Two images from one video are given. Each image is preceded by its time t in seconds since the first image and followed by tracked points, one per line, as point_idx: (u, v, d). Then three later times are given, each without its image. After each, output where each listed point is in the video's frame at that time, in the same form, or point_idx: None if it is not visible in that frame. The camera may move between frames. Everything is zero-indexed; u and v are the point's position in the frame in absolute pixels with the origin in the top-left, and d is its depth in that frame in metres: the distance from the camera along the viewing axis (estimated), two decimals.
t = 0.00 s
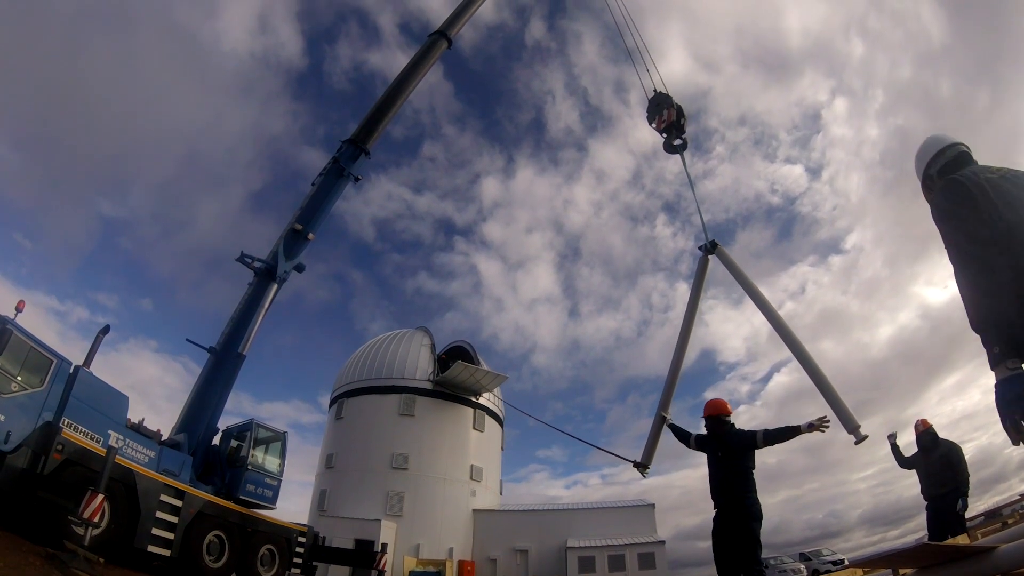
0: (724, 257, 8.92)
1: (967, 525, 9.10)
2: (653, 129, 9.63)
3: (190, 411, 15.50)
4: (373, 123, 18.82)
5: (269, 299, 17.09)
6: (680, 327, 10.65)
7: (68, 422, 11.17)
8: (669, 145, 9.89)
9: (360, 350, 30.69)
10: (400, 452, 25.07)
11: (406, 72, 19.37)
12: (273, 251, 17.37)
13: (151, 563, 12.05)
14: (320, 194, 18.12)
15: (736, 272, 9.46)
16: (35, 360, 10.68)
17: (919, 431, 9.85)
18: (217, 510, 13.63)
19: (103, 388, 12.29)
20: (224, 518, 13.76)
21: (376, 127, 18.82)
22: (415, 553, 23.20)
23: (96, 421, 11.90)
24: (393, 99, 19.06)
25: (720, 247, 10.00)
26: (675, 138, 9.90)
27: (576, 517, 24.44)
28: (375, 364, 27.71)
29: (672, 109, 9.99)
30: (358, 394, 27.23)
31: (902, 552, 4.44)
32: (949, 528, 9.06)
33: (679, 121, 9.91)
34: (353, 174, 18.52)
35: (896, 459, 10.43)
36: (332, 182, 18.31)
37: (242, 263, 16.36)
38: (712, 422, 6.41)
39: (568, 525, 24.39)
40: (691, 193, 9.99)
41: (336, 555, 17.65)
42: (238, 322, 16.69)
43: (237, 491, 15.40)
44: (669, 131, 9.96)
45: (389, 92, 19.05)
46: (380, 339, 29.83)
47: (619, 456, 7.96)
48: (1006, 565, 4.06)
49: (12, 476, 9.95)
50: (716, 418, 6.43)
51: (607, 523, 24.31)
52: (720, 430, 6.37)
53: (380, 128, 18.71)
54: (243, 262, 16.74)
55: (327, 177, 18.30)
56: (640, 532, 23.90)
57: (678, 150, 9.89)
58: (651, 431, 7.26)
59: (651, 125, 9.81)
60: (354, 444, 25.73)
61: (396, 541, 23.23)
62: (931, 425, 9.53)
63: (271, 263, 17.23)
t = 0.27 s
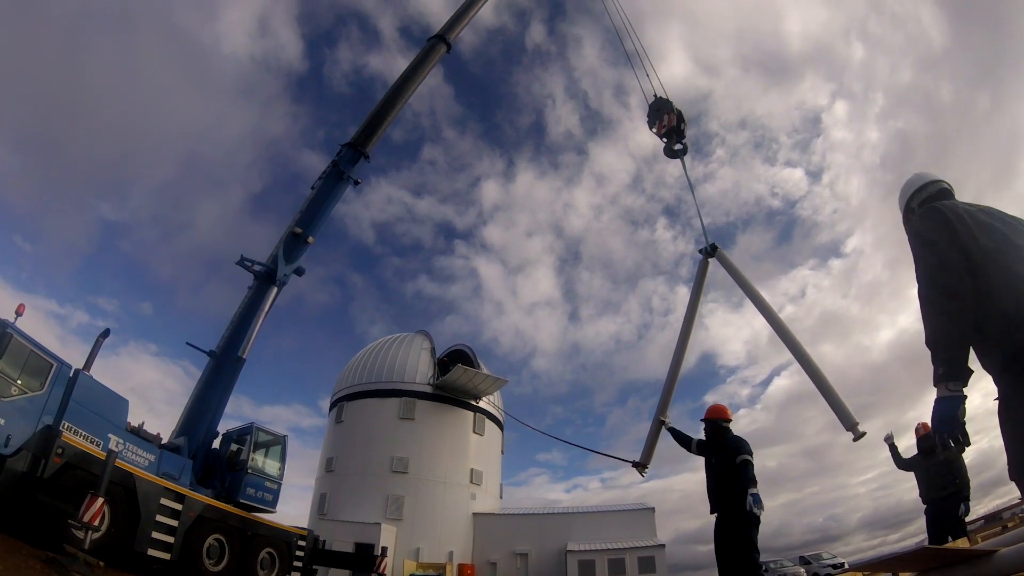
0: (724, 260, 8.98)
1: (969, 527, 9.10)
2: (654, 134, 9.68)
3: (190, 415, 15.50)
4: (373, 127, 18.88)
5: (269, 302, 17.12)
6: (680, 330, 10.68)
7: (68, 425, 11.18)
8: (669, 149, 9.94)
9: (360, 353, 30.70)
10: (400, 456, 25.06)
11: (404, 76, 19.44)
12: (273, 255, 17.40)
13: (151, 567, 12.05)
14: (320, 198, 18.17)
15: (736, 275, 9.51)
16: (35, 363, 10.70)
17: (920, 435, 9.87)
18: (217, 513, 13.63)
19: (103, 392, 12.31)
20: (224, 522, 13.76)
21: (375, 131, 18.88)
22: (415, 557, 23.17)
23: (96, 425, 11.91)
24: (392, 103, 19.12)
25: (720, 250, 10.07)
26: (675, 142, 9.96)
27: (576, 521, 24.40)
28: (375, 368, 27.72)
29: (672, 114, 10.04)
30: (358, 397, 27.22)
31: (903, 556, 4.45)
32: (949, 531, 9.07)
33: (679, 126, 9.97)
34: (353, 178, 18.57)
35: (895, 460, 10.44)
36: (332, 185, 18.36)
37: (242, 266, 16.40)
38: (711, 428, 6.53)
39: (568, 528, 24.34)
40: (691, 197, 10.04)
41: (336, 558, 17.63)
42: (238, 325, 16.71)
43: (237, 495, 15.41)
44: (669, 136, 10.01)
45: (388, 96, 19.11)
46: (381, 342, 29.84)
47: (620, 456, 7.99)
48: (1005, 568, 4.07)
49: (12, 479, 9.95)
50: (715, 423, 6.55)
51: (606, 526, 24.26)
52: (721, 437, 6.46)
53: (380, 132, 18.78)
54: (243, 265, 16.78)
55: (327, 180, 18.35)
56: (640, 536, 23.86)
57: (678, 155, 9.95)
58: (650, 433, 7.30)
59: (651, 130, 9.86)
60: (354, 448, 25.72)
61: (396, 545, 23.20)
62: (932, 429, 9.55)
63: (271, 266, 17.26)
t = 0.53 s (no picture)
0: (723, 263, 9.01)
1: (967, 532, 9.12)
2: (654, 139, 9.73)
3: (190, 419, 15.51)
4: (372, 132, 18.95)
5: (269, 306, 17.16)
6: (679, 333, 10.73)
7: (68, 429, 11.20)
8: (669, 154, 9.99)
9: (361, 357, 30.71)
10: (400, 459, 25.04)
11: (403, 81, 19.51)
12: (272, 258, 17.44)
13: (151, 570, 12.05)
14: (319, 201, 18.23)
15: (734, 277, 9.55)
16: (35, 367, 10.73)
17: (919, 439, 9.90)
18: (217, 517, 13.63)
19: (103, 396, 12.32)
20: (224, 525, 13.76)
21: (374, 135, 18.95)
22: (415, 560, 23.14)
23: (96, 429, 11.92)
24: (391, 107, 19.20)
25: (718, 253, 10.12)
26: (674, 147, 10.02)
27: (576, 524, 24.37)
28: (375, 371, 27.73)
29: (671, 119, 10.10)
30: (358, 401, 27.22)
31: (903, 560, 4.47)
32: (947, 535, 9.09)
33: (678, 131, 10.02)
34: (352, 182, 18.64)
35: (892, 463, 10.47)
36: (331, 189, 18.42)
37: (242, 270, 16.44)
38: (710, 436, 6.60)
39: (568, 532, 24.31)
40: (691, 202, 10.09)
41: (336, 562, 17.62)
42: (238, 329, 16.74)
43: (237, 499, 15.42)
44: (669, 141, 10.06)
45: (387, 100, 19.19)
46: (381, 346, 29.86)
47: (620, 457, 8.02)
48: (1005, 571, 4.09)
49: (12, 483, 9.96)
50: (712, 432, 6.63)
51: (607, 530, 24.22)
52: (719, 444, 6.47)
53: (379, 136, 18.85)
54: (243, 269, 16.82)
55: (326, 184, 18.41)
56: (640, 540, 23.83)
57: (678, 160, 10.00)
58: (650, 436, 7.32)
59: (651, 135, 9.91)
60: (354, 451, 25.71)
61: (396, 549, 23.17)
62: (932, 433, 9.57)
63: (271, 270, 17.30)
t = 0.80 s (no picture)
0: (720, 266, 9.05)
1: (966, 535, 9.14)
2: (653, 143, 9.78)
3: (190, 422, 15.51)
4: (371, 136, 19.01)
5: (269, 309, 17.19)
6: (680, 336, 10.78)
7: (68, 433, 11.21)
8: (668, 158, 10.03)
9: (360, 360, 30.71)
10: (400, 463, 25.02)
11: (403, 85, 19.58)
12: (272, 262, 17.47)
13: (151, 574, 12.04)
14: (319, 205, 18.28)
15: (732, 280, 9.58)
16: (35, 371, 10.75)
17: (919, 442, 9.91)
18: (217, 521, 13.62)
19: (103, 399, 12.33)
20: (224, 529, 13.76)
21: (374, 139, 19.01)
22: (415, 564, 23.11)
23: (96, 432, 11.93)
24: (390, 111, 19.27)
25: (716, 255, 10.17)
26: (674, 151, 10.06)
27: (576, 528, 24.34)
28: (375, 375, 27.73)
29: (671, 124, 10.15)
30: (358, 404, 27.22)
31: (904, 563, 4.49)
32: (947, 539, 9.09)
33: (678, 135, 10.07)
34: (351, 185, 18.68)
35: (891, 467, 10.48)
36: (331, 193, 18.47)
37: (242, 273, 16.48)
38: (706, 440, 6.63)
39: (568, 535, 24.27)
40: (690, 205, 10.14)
41: (336, 566, 17.61)
42: (238, 332, 16.76)
43: (238, 502, 15.44)
44: (668, 145, 10.11)
45: (387, 104, 19.25)
46: (381, 349, 29.87)
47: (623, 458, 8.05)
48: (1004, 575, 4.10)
49: (12, 487, 9.96)
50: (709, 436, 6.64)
51: (606, 533, 24.18)
52: (714, 449, 6.51)
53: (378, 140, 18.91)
54: (243, 272, 16.85)
55: (326, 188, 18.46)
56: (640, 543, 23.80)
57: (677, 163, 10.04)
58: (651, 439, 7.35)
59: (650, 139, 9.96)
60: (354, 455, 25.69)
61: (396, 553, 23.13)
62: (932, 437, 9.59)
63: (271, 273, 17.33)
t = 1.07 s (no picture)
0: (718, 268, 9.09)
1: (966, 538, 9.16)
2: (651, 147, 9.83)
3: (190, 425, 15.51)
4: (371, 140, 19.06)
5: (269, 313, 17.21)
6: (679, 339, 10.82)
7: (68, 436, 11.22)
8: (666, 162, 10.07)
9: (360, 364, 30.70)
10: (400, 467, 25.00)
11: (403, 90, 19.66)
12: (272, 265, 17.49)
13: None
14: (319, 209, 18.32)
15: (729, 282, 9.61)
16: (35, 374, 10.76)
17: (919, 446, 9.91)
18: (217, 524, 13.62)
19: (103, 403, 12.35)
20: (224, 533, 13.76)
21: (374, 144, 19.07)
22: (415, 568, 23.08)
23: (96, 436, 11.94)
24: (390, 116, 19.33)
25: (714, 258, 10.20)
26: (671, 155, 10.11)
27: (576, 531, 24.32)
28: (375, 378, 27.71)
29: (668, 128, 10.20)
30: (358, 408, 27.19)
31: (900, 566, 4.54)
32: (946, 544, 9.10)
33: (675, 139, 10.11)
34: (351, 190, 18.73)
35: (891, 470, 10.49)
36: (331, 197, 18.52)
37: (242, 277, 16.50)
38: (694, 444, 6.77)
39: (568, 539, 24.22)
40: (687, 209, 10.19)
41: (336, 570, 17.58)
42: (238, 336, 16.77)
43: (238, 506, 15.47)
44: (666, 149, 10.15)
45: (387, 109, 19.32)
46: (381, 353, 29.84)
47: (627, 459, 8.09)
48: None
49: (11, 490, 9.96)
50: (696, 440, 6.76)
51: (606, 537, 24.11)
52: (702, 454, 6.55)
53: (378, 145, 18.97)
54: (243, 276, 16.88)
55: (326, 192, 18.51)
56: (640, 547, 23.73)
57: (675, 167, 10.08)
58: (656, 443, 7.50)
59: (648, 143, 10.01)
60: (354, 459, 25.67)
61: (396, 556, 23.10)
62: (932, 441, 9.56)
63: (271, 277, 17.36)
